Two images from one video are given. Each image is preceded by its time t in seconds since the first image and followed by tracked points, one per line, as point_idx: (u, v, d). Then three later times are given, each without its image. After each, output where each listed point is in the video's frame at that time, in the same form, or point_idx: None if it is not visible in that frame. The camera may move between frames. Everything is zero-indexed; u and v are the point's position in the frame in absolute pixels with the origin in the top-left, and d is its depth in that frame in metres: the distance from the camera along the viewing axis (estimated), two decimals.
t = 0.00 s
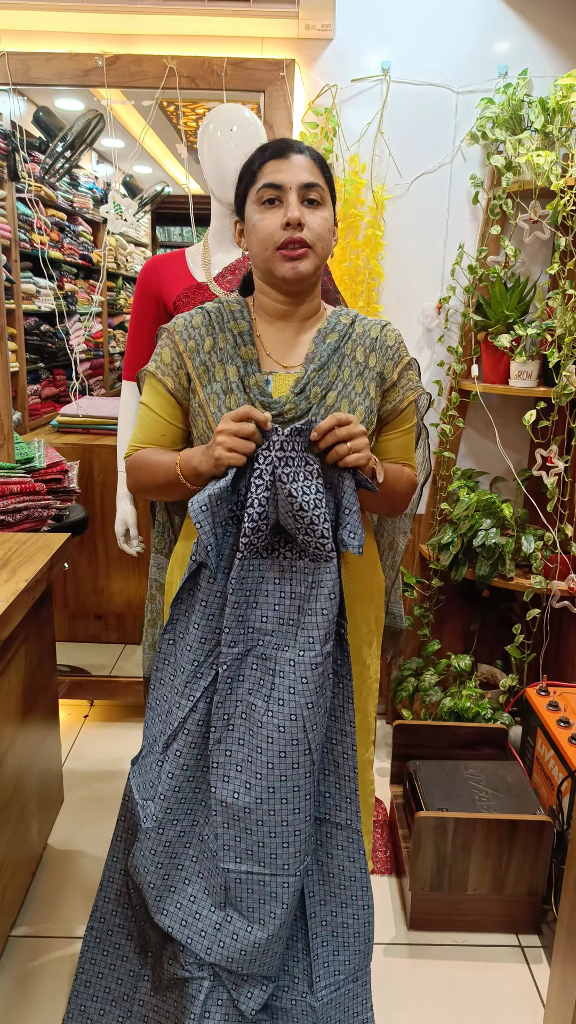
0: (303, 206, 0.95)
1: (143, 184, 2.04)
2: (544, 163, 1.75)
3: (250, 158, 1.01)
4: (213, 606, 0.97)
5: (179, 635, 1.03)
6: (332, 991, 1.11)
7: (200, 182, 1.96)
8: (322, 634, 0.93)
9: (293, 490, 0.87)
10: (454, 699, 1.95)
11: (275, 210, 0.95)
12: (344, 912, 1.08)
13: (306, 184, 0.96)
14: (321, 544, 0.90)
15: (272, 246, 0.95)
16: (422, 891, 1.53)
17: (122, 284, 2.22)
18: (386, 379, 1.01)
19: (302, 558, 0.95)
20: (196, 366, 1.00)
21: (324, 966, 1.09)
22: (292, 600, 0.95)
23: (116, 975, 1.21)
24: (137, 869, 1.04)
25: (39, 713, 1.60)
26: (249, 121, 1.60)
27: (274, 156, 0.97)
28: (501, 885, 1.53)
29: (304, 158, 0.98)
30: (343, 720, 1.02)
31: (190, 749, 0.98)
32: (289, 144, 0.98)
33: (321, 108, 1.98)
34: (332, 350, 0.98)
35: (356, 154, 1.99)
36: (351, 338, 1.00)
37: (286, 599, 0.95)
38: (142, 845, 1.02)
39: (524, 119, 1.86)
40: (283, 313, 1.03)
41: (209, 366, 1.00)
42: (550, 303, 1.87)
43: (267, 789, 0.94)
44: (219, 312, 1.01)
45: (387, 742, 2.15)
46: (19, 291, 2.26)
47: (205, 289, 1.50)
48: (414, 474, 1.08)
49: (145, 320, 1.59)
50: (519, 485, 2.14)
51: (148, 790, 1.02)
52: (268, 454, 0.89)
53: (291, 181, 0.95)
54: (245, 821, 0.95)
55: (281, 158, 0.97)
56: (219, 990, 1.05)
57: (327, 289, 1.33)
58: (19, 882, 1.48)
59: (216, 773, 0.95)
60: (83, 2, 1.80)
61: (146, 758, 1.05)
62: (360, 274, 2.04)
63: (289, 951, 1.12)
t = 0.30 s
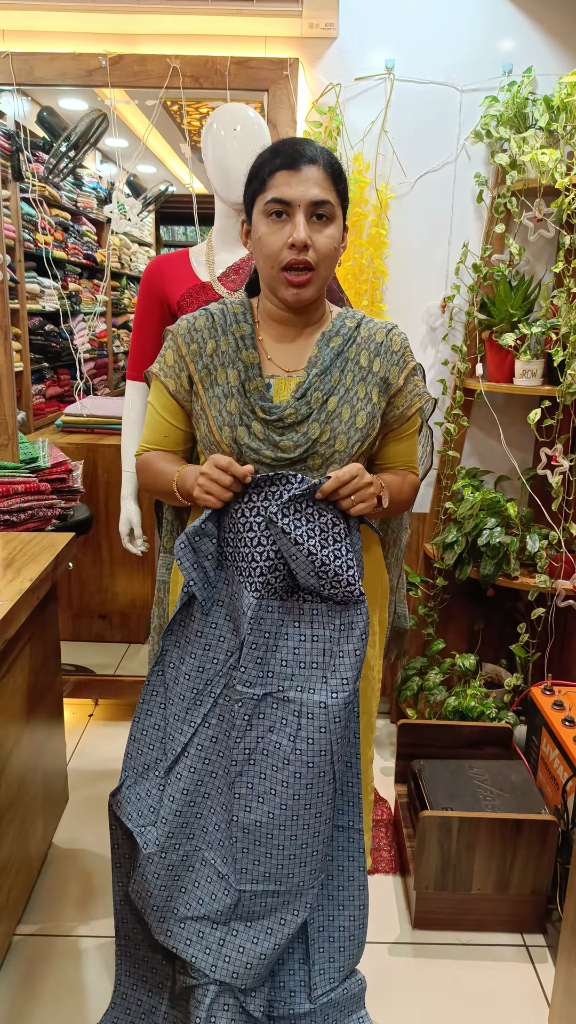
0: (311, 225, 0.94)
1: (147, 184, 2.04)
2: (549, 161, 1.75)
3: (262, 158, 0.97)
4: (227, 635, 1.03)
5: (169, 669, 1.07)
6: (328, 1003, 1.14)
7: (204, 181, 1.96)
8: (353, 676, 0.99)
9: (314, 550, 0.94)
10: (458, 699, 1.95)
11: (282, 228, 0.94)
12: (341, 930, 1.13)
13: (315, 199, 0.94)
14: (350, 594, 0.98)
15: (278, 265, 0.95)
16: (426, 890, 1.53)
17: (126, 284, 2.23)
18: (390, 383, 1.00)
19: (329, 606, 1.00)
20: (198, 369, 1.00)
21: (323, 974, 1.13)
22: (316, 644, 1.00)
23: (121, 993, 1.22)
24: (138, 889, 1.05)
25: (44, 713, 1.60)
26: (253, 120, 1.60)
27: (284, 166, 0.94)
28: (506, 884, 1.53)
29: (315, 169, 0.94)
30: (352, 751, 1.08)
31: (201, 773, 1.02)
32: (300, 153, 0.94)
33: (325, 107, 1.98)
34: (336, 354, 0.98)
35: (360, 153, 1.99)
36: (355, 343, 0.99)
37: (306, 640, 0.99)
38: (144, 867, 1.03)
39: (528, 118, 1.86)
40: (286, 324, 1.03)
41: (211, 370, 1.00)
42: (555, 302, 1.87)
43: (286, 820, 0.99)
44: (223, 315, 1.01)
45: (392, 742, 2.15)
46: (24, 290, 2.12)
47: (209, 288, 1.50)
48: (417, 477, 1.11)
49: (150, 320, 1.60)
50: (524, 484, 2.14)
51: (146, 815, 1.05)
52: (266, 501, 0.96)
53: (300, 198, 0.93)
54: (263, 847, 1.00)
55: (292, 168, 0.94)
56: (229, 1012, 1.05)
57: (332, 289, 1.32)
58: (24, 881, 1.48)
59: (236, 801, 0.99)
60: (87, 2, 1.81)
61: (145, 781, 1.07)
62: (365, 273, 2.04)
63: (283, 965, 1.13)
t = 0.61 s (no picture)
0: (306, 223, 0.94)
1: (143, 184, 2.04)
2: (544, 162, 1.75)
3: (255, 157, 0.97)
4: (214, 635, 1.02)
5: (166, 662, 1.08)
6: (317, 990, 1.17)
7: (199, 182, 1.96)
8: (338, 678, 0.98)
9: (300, 549, 0.94)
10: (454, 699, 1.95)
11: (276, 226, 0.94)
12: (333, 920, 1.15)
13: (310, 198, 0.94)
14: (334, 595, 0.97)
15: (272, 262, 0.95)
16: (422, 890, 1.53)
17: (123, 284, 2.22)
18: (386, 385, 1.00)
19: (314, 609, 0.99)
20: (193, 371, 0.99)
21: (309, 955, 1.16)
22: (302, 646, 0.98)
23: (120, 990, 1.21)
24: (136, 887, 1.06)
25: (40, 713, 1.60)
26: (248, 120, 1.60)
27: (279, 164, 0.94)
28: (502, 884, 1.53)
29: (310, 168, 0.94)
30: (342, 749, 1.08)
31: (190, 775, 1.02)
32: (294, 151, 0.94)
33: (320, 108, 1.98)
34: (331, 357, 0.97)
35: (355, 153, 1.99)
36: (351, 346, 1.00)
37: (293, 642, 0.98)
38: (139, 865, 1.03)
39: (523, 118, 1.86)
40: (282, 323, 1.03)
41: (206, 372, 0.99)
42: (550, 303, 1.88)
43: (274, 823, 0.99)
44: (219, 316, 1.01)
45: (388, 741, 2.15)
46: (18, 292, 2.29)
47: (203, 288, 1.50)
48: (414, 480, 1.10)
49: (144, 320, 1.59)
50: (519, 484, 2.14)
51: (140, 814, 1.04)
52: (251, 501, 0.96)
53: (294, 196, 0.93)
54: (252, 850, 1.00)
55: (285, 167, 0.94)
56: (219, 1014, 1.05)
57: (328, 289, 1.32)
58: (19, 882, 1.48)
59: (224, 803, 0.99)
60: (82, 2, 1.80)
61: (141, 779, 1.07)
62: (360, 273, 2.04)
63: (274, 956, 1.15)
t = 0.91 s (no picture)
0: (292, 213, 0.94)
1: (140, 184, 2.04)
2: (540, 161, 1.76)
3: (233, 163, 0.98)
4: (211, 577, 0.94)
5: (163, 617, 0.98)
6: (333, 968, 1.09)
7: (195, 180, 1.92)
8: (343, 611, 0.91)
9: (312, 465, 0.84)
10: (452, 698, 1.95)
11: (264, 222, 0.94)
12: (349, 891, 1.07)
13: (292, 188, 0.94)
14: (338, 521, 0.88)
15: (268, 260, 0.94)
16: (420, 889, 1.53)
17: (120, 283, 2.27)
18: (385, 376, 0.99)
19: (312, 538, 0.90)
20: (193, 368, 1.00)
21: (327, 926, 1.08)
22: (303, 579, 0.90)
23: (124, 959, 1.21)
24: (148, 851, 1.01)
25: (38, 713, 1.60)
26: (244, 119, 1.60)
27: (256, 163, 0.95)
28: (500, 883, 1.53)
29: (286, 160, 0.95)
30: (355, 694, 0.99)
31: (195, 729, 0.96)
32: (270, 150, 0.95)
33: (317, 107, 1.98)
34: (331, 350, 0.98)
35: (352, 153, 1.99)
36: (350, 338, 1.00)
37: (294, 573, 0.90)
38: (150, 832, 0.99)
39: (520, 117, 1.86)
40: (280, 319, 1.02)
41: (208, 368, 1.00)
42: (546, 302, 1.88)
43: (281, 765, 0.94)
44: (218, 313, 1.01)
45: (386, 740, 2.15)
46: (17, 291, 2.23)
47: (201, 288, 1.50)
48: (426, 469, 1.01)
49: (141, 320, 1.59)
50: (517, 483, 2.14)
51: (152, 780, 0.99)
52: (241, 414, 0.84)
53: (277, 189, 0.93)
54: (261, 796, 0.95)
55: (262, 165, 0.94)
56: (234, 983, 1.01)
57: (324, 288, 1.31)
58: (17, 882, 1.48)
59: (228, 752, 0.94)
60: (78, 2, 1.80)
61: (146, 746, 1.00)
62: (357, 272, 2.04)
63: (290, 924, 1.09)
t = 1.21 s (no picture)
0: (292, 212, 0.92)
1: (141, 178, 2.06)
2: (543, 153, 1.75)
3: (217, 158, 0.95)
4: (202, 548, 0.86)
5: (151, 598, 0.87)
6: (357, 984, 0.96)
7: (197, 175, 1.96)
8: (335, 561, 0.81)
9: (285, 410, 0.79)
10: (454, 693, 1.95)
11: (266, 225, 0.91)
12: (369, 887, 0.94)
13: (288, 188, 0.92)
14: (319, 469, 0.81)
15: (273, 262, 0.92)
16: (422, 884, 1.54)
17: (121, 277, 2.26)
18: (383, 360, 0.97)
19: (306, 492, 0.83)
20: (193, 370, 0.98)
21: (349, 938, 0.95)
22: (298, 533, 0.83)
23: None
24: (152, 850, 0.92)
25: (38, 708, 1.60)
26: (244, 113, 1.59)
27: (248, 165, 0.92)
28: (501, 878, 1.53)
29: (277, 159, 0.93)
30: (359, 664, 0.88)
31: (196, 710, 0.89)
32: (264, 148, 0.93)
33: (318, 101, 1.97)
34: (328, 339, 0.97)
35: (353, 146, 1.98)
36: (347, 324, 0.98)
37: (288, 527, 0.84)
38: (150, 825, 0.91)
39: (522, 111, 1.85)
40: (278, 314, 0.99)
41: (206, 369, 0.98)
42: (548, 295, 1.88)
43: (282, 737, 0.84)
44: (214, 312, 1.00)
45: (387, 736, 2.15)
46: (17, 284, 2.24)
47: (200, 281, 1.50)
48: (429, 449, 0.96)
49: (142, 316, 1.59)
50: (519, 478, 2.13)
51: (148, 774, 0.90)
52: (230, 372, 0.80)
53: (275, 191, 0.91)
54: (264, 777, 0.86)
55: (255, 167, 0.92)
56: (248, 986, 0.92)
57: (325, 280, 1.30)
58: (18, 877, 1.48)
59: (226, 731, 0.85)
60: None
61: (138, 739, 0.90)
62: (358, 266, 2.04)
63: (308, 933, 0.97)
